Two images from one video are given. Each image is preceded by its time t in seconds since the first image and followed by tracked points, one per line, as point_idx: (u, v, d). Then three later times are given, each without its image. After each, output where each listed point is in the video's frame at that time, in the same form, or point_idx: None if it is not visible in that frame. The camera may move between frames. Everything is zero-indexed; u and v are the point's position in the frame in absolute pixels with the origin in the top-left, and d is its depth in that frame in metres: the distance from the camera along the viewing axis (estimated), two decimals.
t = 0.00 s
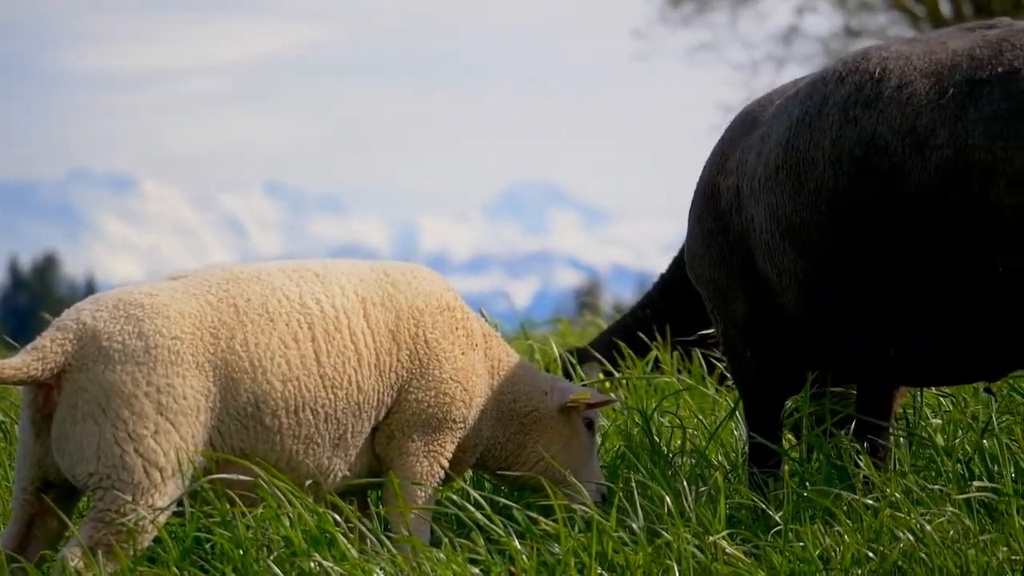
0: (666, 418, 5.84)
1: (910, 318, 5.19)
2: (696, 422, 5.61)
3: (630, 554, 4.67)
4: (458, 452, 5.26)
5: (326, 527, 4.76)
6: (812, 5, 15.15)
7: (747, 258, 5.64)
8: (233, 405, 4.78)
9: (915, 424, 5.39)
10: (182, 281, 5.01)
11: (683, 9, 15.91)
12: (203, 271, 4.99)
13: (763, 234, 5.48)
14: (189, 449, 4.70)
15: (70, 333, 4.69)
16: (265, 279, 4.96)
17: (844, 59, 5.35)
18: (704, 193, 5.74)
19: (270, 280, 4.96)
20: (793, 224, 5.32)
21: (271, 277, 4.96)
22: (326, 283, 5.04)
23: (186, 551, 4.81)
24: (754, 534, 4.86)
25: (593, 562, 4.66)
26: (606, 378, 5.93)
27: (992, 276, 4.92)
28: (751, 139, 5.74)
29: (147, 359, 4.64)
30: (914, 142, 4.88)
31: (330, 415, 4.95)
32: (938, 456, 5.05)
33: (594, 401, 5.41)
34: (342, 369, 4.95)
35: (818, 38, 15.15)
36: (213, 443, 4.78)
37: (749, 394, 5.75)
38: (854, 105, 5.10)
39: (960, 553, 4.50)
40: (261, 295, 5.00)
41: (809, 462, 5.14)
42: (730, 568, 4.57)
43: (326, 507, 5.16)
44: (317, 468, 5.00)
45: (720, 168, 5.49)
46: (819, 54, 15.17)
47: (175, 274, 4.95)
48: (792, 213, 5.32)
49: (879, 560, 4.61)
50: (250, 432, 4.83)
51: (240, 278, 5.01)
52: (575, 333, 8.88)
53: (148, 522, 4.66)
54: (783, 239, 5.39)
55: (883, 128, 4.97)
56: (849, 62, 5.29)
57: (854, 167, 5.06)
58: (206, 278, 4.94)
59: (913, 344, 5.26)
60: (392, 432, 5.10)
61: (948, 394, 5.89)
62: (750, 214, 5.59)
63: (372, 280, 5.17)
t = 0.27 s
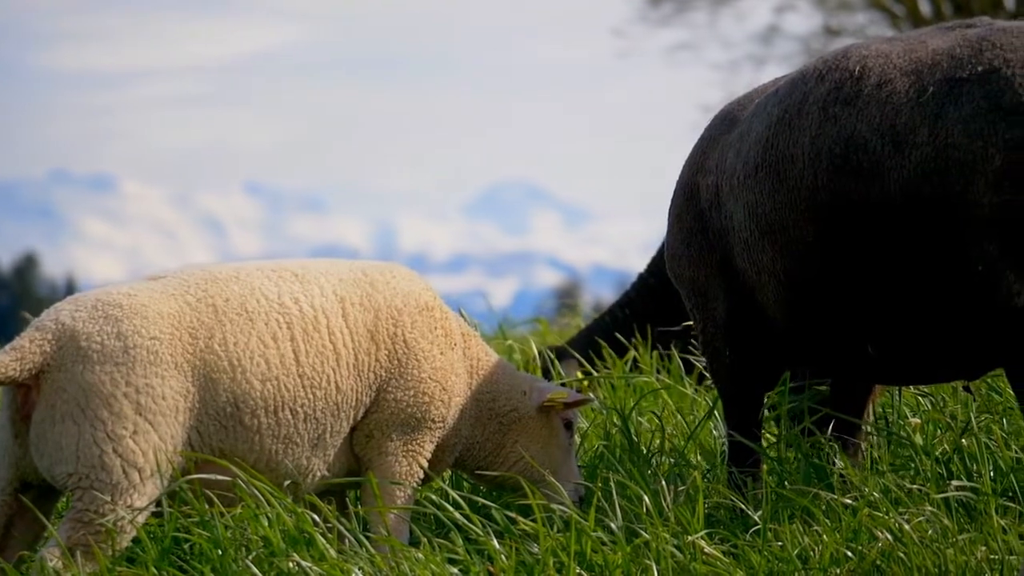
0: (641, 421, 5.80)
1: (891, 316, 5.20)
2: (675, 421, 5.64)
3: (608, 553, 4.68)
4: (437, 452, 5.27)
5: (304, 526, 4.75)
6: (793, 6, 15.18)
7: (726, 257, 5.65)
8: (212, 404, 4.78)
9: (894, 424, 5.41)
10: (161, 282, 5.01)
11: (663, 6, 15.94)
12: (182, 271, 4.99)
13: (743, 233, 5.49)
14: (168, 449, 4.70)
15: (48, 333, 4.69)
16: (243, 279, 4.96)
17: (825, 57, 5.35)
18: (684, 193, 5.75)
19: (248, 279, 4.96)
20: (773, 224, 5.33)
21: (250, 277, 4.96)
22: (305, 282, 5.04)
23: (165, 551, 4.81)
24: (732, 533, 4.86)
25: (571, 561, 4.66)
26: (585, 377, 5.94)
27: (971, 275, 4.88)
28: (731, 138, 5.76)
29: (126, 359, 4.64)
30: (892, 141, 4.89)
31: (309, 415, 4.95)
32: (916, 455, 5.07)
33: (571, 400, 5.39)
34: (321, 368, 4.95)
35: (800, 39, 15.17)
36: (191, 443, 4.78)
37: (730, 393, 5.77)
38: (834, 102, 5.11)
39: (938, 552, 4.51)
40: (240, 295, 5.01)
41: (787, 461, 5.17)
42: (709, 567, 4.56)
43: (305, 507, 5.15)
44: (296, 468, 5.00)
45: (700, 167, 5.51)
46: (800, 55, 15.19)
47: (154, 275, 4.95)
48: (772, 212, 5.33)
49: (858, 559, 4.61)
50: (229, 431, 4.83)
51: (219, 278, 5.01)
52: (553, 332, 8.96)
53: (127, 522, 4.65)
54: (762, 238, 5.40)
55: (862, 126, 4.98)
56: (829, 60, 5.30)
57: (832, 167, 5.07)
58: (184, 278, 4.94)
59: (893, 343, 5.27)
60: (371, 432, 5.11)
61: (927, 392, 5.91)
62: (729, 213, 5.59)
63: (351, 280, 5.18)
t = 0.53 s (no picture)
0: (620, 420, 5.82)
1: (867, 312, 5.21)
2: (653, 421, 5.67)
3: (586, 553, 4.68)
4: (415, 453, 5.29)
5: (281, 527, 4.75)
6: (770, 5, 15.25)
7: (705, 256, 5.67)
8: (190, 404, 4.77)
9: (872, 424, 5.44)
10: (139, 282, 5.01)
11: (641, 4, 15.98)
12: (160, 271, 4.98)
13: (722, 232, 5.50)
14: (145, 449, 4.69)
15: (27, 334, 4.69)
16: (221, 279, 4.96)
17: (804, 56, 5.37)
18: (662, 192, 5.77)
19: (226, 279, 4.97)
20: (752, 222, 5.34)
21: (228, 277, 4.96)
22: (283, 282, 5.06)
23: (142, 551, 4.82)
24: (710, 533, 4.86)
25: (549, 561, 4.66)
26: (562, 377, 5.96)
27: (949, 273, 4.87)
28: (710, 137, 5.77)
29: (104, 360, 4.63)
30: (871, 139, 4.89)
31: (288, 416, 4.95)
32: (894, 454, 5.07)
33: (549, 400, 5.43)
34: (299, 368, 4.96)
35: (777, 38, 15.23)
36: (168, 443, 4.77)
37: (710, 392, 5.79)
38: (813, 100, 5.11)
39: (916, 552, 4.51)
40: (218, 295, 5.01)
41: (764, 460, 5.20)
42: (686, 567, 4.56)
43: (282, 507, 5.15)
44: (274, 468, 5.00)
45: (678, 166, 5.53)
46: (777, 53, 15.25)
47: (132, 275, 4.94)
48: (751, 211, 5.34)
49: (835, 559, 4.60)
50: (207, 431, 4.82)
51: (197, 278, 5.01)
52: (531, 332, 9.01)
53: (104, 523, 4.64)
54: (741, 237, 5.42)
55: (840, 124, 4.98)
56: (809, 59, 5.30)
57: (811, 165, 5.07)
58: (163, 278, 4.93)
59: (870, 342, 5.29)
60: (348, 432, 5.12)
61: (904, 393, 5.92)
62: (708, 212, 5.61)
63: (329, 280, 5.19)
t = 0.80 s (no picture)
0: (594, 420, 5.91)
1: (841, 312, 5.24)
2: (628, 421, 5.71)
3: (562, 554, 4.67)
4: (390, 453, 5.33)
5: (256, 527, 4.75)
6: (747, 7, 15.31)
7: (682, 255, 5.71)
8: (166, 404, 4.77)
9: (850, 425, 5.43)
10: (115, 282, 4.99)
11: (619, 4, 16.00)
12: (136, 272, 4.97)
13: (700, 230, 5.54)
14: (121, 450, 4.68)
15: (2, 334, 4.66)
16: (197, 278, 4.97)
17: (782, 54, 5.36)
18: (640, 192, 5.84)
19: (203, 279, 4.98)
20: (729, 220, 5.37)
21: (204, 277, 4.97)
22: (259, 283, 5.10)
23: (118, 552, 4.81)
24: (685, 533, 4.86)
25: (526, 561, 4.64)
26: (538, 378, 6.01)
27: (926, 272, 4.87)
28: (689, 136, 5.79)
29: (80, 360, 4.60)
30: (849, 136, 4.88)
31: (263, 416, 4.97)
32: (871, 454, 5.06)
33: (525, 402, 5.50)
34: (275, 369, 4.98)
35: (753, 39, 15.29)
36: (144, 443, 4.76)
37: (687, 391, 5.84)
38: (791, 97, 5.11)
39: (892, 552, 4.51)
40: (194, 295, 5.02)
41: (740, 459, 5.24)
42: (662, 567, 4.55)
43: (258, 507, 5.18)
44: (250, 468, 5.01)
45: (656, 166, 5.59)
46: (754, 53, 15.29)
47: (108, 276, 4.93)
48: (728, 209, 5.36)
49: (811, 559, 4.58)
50: (183, 431, 4.82)
51: (173, 278, 5.02)
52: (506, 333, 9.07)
53: (80, 523, 4.63)
54: (717, 236, 5.46)
55: (818, 121, 4.98)
56: (787, 57, 5.30)
57: (789, 163, 5.08)
58: (138, 278, 4.94)
59: (846, 340, 5.33)
60: (324, 433, 5.15)
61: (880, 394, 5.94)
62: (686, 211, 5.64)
63: (305, 281, 5.23)
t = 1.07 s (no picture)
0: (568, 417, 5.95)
1: (817, 311, 5.24)
2: (604, 421, 5.73)
3: (537, 554, 4.66)
4: (365, 453, 5.35)
5: (231, 527, 4.74)
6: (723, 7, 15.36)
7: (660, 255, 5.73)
8: (140, 405, 4.76)
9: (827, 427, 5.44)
10: (89, 283, 4.99)
11: (593, 4, 16.02)
12: (110, 272, 4.98)
13: (677, 230, 5.55)
14: (95, 450, 4.67)
15: None
16: (171, 279, 4.98)
17: (760, 53, 5.36)
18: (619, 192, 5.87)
19: (177, 280, 4.99)
20: (707, 220, 5.38)
21: (178, 277, 4.98)
22: (233, 283, 5.11)
23: (93, 552, 4.81)
24: (660, 533, 4.86)
25: (500, 561, 4.64)
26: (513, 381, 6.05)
27: (903, 272, 4.87)
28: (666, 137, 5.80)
29: (53, 361, 4.60)
30: (826, 135, 4.88)
31: (238, 416, 4.97)
32: (846, 455, 5.06)
33: (501, 403, 5.55)
34: (249, 370, 4.98)
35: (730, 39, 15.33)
36: (118, 443, 4.76)
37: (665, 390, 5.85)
38: (768, 96, 5.11)
39: (866, 552, 4.50)
40: (168, 296, 5.03)
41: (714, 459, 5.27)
42: (636, 567, 4.55)
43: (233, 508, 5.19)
44: (224, 469, 5.01)
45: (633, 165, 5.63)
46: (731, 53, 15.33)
47: (82, 276, 4.93)
48: (706, 208, 5.36)
49: (786, 559, 4.58)
50: (157, 432, 4.82)
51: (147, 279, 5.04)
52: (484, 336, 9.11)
53: (54, 524, 4.62)
54: (695, 236, 5.47)
55: (795, 120, 4.98)
56: (765, 56, 5.29)
57: (765, 162, 5.08)
58: (113, 278, 4.94)
59: (823, 340, 5.34)
60: (299, 433, 5.15)
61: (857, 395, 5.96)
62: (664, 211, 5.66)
63: (279, 281, 5.25)
